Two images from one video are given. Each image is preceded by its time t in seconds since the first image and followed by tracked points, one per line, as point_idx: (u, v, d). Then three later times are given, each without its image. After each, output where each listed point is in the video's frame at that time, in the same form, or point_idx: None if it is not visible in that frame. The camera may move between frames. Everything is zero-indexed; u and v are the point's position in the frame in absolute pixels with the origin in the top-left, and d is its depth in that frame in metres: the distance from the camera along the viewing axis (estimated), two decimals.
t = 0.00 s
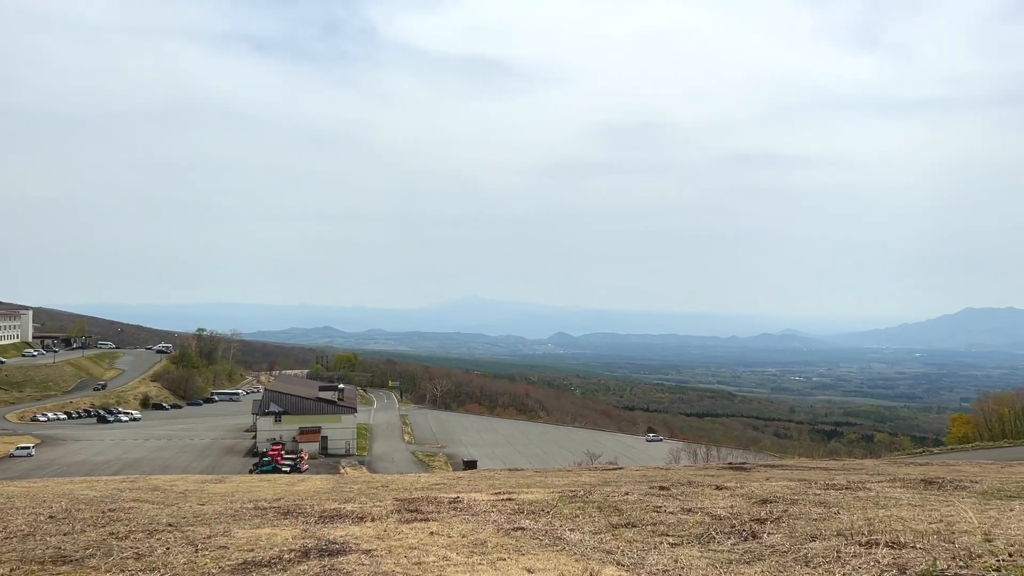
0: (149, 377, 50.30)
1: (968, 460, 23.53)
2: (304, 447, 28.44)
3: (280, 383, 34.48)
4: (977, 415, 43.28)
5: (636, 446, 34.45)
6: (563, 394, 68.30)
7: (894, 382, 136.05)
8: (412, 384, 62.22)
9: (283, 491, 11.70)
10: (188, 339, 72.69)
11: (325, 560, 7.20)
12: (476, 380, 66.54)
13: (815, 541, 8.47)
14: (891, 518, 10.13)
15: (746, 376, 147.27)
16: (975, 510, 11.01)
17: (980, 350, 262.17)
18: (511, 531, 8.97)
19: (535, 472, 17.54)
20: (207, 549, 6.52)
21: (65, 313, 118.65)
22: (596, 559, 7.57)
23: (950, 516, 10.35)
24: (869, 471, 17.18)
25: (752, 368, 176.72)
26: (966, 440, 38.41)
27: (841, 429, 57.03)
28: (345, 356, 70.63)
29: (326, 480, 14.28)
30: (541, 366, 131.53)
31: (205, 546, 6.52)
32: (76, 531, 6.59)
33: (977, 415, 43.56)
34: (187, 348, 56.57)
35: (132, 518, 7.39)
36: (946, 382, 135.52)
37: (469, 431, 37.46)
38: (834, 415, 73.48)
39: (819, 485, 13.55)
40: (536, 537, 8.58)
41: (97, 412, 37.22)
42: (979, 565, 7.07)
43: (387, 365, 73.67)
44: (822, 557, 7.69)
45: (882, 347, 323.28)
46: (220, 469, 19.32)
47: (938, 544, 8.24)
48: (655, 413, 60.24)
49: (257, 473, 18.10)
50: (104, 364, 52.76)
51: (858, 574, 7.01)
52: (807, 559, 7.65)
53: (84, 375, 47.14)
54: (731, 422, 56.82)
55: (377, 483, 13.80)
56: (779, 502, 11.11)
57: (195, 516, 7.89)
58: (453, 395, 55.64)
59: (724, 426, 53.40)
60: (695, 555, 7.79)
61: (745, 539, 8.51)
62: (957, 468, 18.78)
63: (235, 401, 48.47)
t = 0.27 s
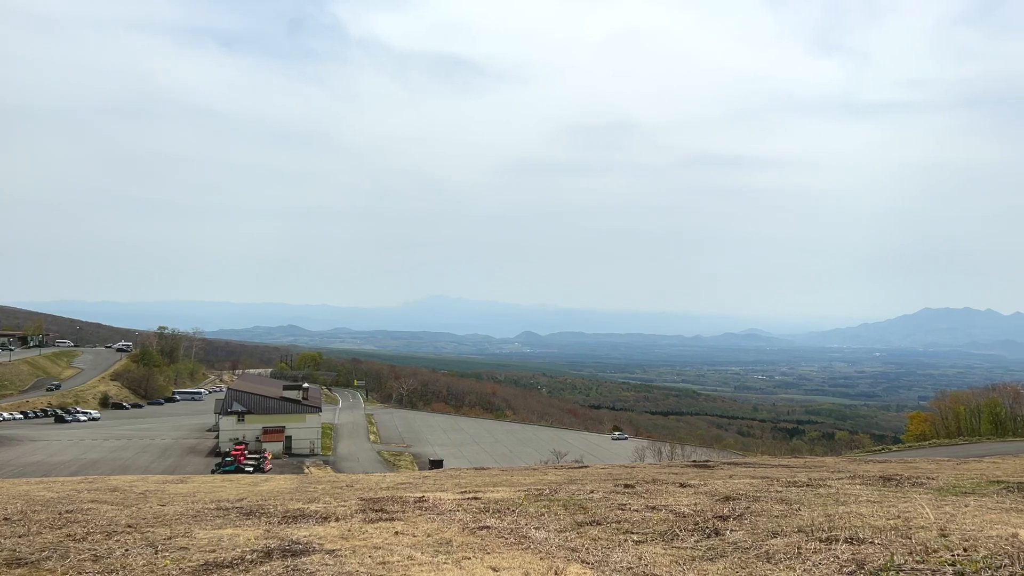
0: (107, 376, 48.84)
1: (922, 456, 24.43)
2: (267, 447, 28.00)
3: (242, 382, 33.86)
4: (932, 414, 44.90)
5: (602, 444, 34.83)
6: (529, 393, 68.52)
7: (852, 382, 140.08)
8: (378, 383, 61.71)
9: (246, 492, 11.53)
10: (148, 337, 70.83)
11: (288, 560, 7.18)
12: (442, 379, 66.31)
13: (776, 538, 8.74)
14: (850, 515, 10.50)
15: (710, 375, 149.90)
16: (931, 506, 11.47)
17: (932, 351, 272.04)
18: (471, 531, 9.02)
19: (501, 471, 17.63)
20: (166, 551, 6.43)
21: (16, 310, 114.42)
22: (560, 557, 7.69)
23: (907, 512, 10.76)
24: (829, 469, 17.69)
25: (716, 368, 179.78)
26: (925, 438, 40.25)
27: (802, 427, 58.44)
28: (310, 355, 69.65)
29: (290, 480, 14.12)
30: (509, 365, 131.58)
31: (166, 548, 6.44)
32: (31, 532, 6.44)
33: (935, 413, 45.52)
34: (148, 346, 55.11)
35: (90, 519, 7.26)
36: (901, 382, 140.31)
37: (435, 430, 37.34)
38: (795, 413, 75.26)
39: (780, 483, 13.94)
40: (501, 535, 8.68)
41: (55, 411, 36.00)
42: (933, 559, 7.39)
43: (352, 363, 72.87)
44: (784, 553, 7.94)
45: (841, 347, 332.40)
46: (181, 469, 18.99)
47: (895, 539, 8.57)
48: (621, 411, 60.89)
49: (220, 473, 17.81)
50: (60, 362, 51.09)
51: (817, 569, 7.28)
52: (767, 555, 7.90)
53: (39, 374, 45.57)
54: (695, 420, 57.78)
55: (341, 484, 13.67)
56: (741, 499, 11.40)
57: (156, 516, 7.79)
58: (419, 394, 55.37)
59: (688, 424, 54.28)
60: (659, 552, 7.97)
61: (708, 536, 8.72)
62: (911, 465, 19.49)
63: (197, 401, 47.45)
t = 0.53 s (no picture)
0: (67, 375, 47.27)
1: (883, 455, 25.13)
2: (231, 447, 27.56)
3: (206, 381, 33.22)
4: (893, 413, 46.26)
5: (570, 443, 35.13)
6: (498, 393, 68.51)
7: (814, 381, 143.62)
8: (345, 383, 61.07)
9: (209, 492, 11.37)
10: (108, 336, 68.80)
11: (253, 561, 7.14)
12: (410, 379, 65.88)
13: (740, 535, 9.00)
14: (813, 512, 10.83)
15: (676, 375, 152.02)
16: (891, 503, 11.90)
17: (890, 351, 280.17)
18: (438, 531, 9.01)
19: (469, 470, 17.67)
20: (126, 553, 6.34)
21: None
22: (527, 556, 7.79)
23: (868, 510, 11.15)
24: (791, 467, 18.14)
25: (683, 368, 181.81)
26: (887, 436, 41.50)
27: (766, 426, 59.67)
28: (276, 354, 68.57)
29: (254, 480, 13.98)
30: (478, 365, 131.29)
31: (126, 550, 6.36)
32: None
33: (895, 411, 46.88)
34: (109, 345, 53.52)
35: (49, 521, 7.12)
36: (862, 382, 143.86)
37: (402, 430, 37.13)
38: (760, 412, 76.79)
39: (744, 481, 14.32)
40: (468, 534, 8.76)
41: (14, 411, 34.62)
42: (892, 555, 7.69)
43: (319, 363, 71.94)
44: (747, 550, 8.19)
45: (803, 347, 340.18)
46: (143, 469, 18.66)
47: (856, 536, 8.90)
48: (588, 410, 61.37)
49: (184, 473, 17.51)
50: (16, 360, 49.31)
51: (779, 566, 7.52)
52: (731, 552, 8.15)
53: None
54: (662, 419, 58.57)
55: (306, 484, 13.59)
56: (706, 497, 11.67)
57: (118, 517, 7.70)
58: (387, 394, 54.99)
59: (655, 423, 54.90)
60: (625, 550, 8.15)
61: (673, 534, 8.93)
62: (872, 463, 20.03)
63: (160, 401, 46.37)
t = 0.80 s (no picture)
0: (28, 374, 45.78)
1: (847, 453, 25.74)
2: (198, 447, 27.10)
3: (172, 380, 32.59)
4: (857, 412, 47.49)
5: (541, 442, 35.34)
6: (469, 392, 68.40)
7: (781, 381, 146.58)
8: (315, 382, 60.40)
9: (175, 492, 11.23)
10: (70, 334, 66.82)
11: (219, 562, 7.10)
12: (380, 378, 65.38)
13: (707, 533, 9.21)
14: (779, 510, 11.12)
15: (647, 374, 153.79)
16: (854, 501, 12.27)
17: (854, 352, 287.05)
18: (408, 531, 9.05)
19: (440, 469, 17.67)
20: (90, 554, 6.26)
21: None
22: (496, 555, 7.87)
23: (834, 507, 11.48)
24: (758, 466, 18.56)
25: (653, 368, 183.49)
26: (851, 435, 42.60)
27: (734, 425, 60.76)
28: (244, 353, 67.44)
29: (221, 481, 13.84)
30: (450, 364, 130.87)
31: (90, 551, 6.27)
32: None
33: (859, 410, 48.15)
34: (72, 343, 52.03)
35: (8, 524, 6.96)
36: (827, 381, 147.27)
37: (372, 430, 36.88)
38: (728, 411, 78.15)
39: (712, 480, 14.63)
40: (438, 534, 8.80)
41: None
42: (856, 552, 7.95)
43: (288, 362, 70.99)
44: (713, 548, 8.39)
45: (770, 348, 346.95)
46: (107, 470, 18.27)
47: (820, 533, 9.17)
48: (559, 410, 61.73)
49: (150, 473, 17.22)
50: None
51: (746, 564, 7.73)
52: (697, 550, 8.35)
53: None
54: (633, 418, 59.23)
55: (276, 484, 13.50)
56: (675, 496, 11.90)
57: (80, 519, 7.56)
58: (357, 394, 54.56)
59: (625, 422, 55.43)
60: (593, 548, 8.29)
61: (642, 532, 9.10)
62: (836, 461, 20.58)
63: (125, 400, 45.29)
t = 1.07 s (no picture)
0: None
1: (815, 451, 26.37)
2: (167, 447, 26.67)
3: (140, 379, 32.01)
4: (826, 411, 48.50)
5: (515, 441, 35.45)
6: (443, 391, 68.25)
7: (752, 380, 148.97)
8: (287, 382, 59.69)
9: (143, 492, 11.12)
10: (34, 333, 65.06)
11: (188, 563, 7.06)
12: (352, 378, 64.72)
13: (678, 531, 9.41)
14: (749, 508, 11.40)
15: (621, 374, 155.12)
16: (822, 498, 12.61)
17: (822, 351, 292.95)
18: (380, 531, 9.09)
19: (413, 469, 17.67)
20: (55, 556, 6.20)
21: None
22: (468, 554, 7.95)
23: (802, 505, 11.81)
24: (729, 464, 18.92)
25: (628, 367, 184.67)
26: (821, 433, 43.50)
27: (706, 424, 61.64)
28: (214, 352, 66.34)
29: (190, 480, 13.73)
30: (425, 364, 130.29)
31: (56, 552, 6.22)
32: None
33: (828, 409, 49.18)
34: (37, 342, 50.60)
35: None
36: (797, 381, 150.07)
37: (345, 429, 36.63)
38: (701, 410, 79.20)
39: (684, 478, 14.91)
40: (410, 534, 8.85)
41: None
42: (824, 550, 8.20)
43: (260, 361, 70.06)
44: (684, 546, 8.58)
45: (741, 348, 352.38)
46: (73, 471, 17.92)
47: (789, 531, 9.42)
48: (534, 409, 61.95)
49: (118, 474, 16.96)
50: None
51: (716, 561, 7.93)
52: (667, 548, 8.53)
53: None
54: (606, 418, 59.71)
55: (246, 484, 13.44)
56: (647, 494, 12.13)
57: (45, 520, 7.45)
58: (330, 393, 54.07)
59: (599, 422, 55.84)
60: (565, 547, 8.42)
61: (613, 530, 9.28)
62: (806, 460, 21.05)
63: (92, 400, 44.25)
